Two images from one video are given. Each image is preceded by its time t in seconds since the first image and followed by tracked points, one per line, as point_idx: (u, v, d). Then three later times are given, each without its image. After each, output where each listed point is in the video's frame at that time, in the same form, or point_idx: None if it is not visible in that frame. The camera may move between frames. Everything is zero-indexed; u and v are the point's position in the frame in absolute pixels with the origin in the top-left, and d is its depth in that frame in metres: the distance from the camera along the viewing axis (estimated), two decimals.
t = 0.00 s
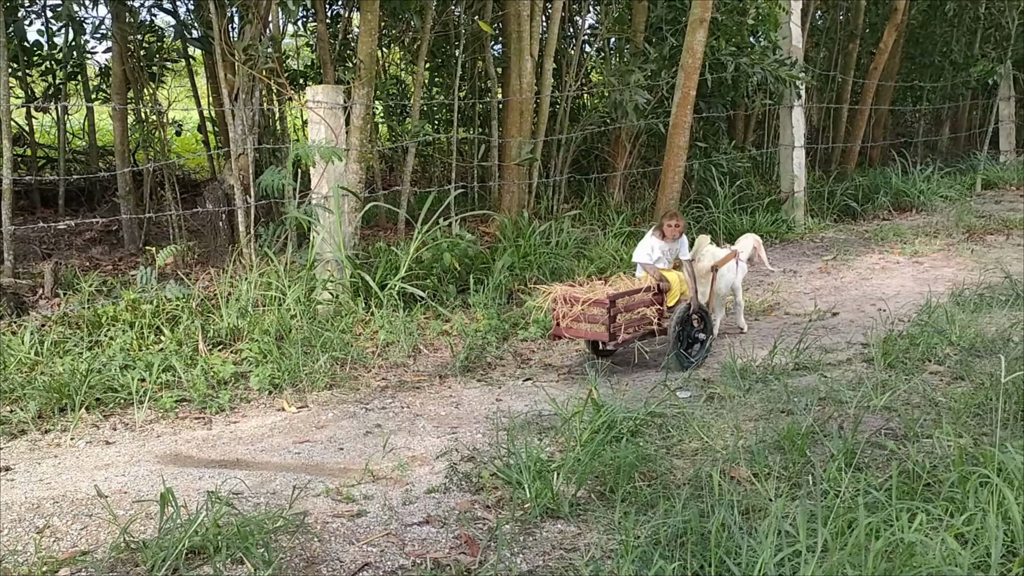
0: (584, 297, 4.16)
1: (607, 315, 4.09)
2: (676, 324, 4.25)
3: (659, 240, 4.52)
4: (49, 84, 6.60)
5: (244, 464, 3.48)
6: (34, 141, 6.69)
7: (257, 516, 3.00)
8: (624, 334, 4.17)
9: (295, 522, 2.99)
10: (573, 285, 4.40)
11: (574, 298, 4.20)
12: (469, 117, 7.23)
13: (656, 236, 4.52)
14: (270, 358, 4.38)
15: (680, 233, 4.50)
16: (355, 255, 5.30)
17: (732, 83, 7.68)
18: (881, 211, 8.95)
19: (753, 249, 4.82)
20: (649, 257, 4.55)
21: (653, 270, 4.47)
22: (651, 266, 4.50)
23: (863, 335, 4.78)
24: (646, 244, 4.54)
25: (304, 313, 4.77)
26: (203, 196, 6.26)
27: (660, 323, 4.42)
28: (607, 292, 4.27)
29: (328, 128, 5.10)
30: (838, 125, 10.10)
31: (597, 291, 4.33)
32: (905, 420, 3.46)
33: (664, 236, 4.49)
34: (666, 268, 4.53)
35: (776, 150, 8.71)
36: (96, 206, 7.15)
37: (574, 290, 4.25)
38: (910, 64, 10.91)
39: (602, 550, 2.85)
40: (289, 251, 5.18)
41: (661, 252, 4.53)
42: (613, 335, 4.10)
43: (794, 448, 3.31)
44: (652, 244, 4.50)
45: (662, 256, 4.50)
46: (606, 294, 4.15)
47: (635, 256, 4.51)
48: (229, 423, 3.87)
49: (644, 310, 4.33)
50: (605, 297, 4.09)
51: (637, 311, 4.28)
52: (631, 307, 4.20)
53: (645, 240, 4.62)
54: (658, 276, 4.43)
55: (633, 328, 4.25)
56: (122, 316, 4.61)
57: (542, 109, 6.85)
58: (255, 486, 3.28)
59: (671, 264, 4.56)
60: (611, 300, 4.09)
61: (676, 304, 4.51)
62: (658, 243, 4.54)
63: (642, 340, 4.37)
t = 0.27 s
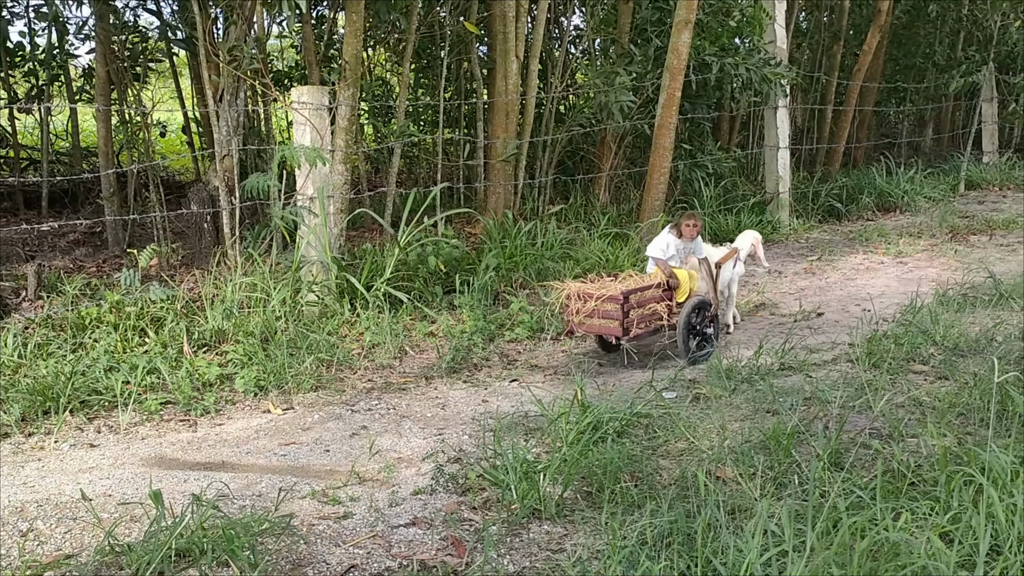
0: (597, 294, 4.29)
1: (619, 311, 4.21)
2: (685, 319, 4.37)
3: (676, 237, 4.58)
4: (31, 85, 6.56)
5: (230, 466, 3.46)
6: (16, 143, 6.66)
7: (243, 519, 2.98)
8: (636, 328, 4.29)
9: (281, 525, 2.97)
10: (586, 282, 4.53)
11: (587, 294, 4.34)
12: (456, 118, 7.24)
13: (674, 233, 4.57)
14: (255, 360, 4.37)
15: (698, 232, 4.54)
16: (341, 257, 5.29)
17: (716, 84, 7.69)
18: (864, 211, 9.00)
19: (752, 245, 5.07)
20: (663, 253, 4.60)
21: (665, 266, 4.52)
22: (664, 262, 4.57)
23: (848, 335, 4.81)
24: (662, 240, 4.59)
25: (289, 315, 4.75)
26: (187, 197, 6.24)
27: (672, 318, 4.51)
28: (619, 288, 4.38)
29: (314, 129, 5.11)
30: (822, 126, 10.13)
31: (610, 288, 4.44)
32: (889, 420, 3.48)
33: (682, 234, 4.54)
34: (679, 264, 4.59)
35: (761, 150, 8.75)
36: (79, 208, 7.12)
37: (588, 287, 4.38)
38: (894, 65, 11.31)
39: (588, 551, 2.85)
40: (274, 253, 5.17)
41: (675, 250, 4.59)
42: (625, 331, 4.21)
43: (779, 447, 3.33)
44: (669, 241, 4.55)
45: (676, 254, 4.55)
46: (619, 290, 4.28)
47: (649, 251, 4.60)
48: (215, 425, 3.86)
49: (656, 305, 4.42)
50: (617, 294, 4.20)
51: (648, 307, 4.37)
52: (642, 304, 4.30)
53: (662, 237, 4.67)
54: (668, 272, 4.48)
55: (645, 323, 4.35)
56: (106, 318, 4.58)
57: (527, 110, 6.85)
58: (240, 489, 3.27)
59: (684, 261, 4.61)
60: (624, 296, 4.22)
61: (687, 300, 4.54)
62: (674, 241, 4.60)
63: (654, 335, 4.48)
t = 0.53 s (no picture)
0: (614, 288, 4.41)
1: (638, 305, 4.33)
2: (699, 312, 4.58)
3: (691, 236, 4.73)
4: (18, 86, 6.53)
5: (218, 469, 3.45)
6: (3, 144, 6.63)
7: (232, 521, 2.96)
8: (653, 321, 4.42)
9: (270, 527, 2.95)
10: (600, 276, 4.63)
11: (604, 288, 4.44)
12: (445, 119, 7.21)
13: (690, 231, 4.72)
14: (243, 362, 4.36)
15: (712, 232, 4.71)
16: (328, 259, 5.26)
17: (704, 85, 7.69)
18: (853, 212, 9.04)
19: (750, 239, 5.00)
20: (677, 249, 4.75)
21: (679, 263, 4.68)
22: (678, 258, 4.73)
23: (836, 335, 4.83)
24: (678, 237, 4.74)
25: (279, 317, 4.74)
26: (175, 199, 6.22)
27: (683, 312, 4.67)
28: (634, 282, 4.50)
29: (302, 130, 5.10)
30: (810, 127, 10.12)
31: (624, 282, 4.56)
32: (877, 420, 3.50)
33: (698, 234, 4.70)
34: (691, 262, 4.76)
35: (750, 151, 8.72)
36: (67, 210, 7.10)
37: (605, 281, 4.48)
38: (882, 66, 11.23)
39: (578, 552, 2.85)
40: (262, 255, 5.16)
41: (689, 247, 4.75)
42: (643, 324, 4.34)
43: (767, 448, 3.33)
44: (685, 239, 4.70)
45: (690, 252, 4.71)
46: (637, 284, 4.40)
47: (664, 246, 4.75)
48: (203, 427, 3.85)
49: (669, 299, 4.56)
50: (636, 287, 4.33)
51: (663, 301, 4.52)
52: (658, 297, 4.44)
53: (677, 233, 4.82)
54: (681, 269, 4.65)
55: (660, 316, 4.50)
56: (94, 320, 4.57)
57: (516, 111, 6.85)
58: (229, 491, 3.26)
59: (696, 259, 4.79)
60: (642, 290, 4.34)
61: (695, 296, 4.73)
62: (689, 239, 4.75)
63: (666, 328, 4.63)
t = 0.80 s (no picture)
0: (634, 281, 4.59)
1: (657, 297, 4.51)
2: (713, 308, 4.68)
3: (708, 232, 4.87)
4: (7, 87, 6.50)
5: (208, 471, 3.45)
6: None
7: (223, 523, 2.95)
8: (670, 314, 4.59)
9: (261, 529, 2.94)
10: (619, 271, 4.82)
11: (624, 282, 4.62)
12: (435, 120, 7.21)
13: (706, 228, 4.85)
14: (234, 364, 4.35)
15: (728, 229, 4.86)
16: (320, 259, 5.28)
17: (695, 86, 7.71)
18: (843, 212, 9.07)
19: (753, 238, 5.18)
20: (694, 246, 4.88)
21: (695, 258, 4.81)
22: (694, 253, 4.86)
23: (827, 336, 4.84)
24: (694, 233, 4.87)
25: (269, 318, 4.74)
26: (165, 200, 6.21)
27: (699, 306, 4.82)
28: (652, 276, 4.68)
29: (293, 131, 5.08)
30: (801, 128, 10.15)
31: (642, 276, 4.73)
32: (868, 420, 3.51)
33: (714, 231, 4.83)
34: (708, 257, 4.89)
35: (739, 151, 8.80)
36: (57, 211, 7.08)
37: (624, 275, 4.66)
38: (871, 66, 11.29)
39: (569, 552, 2.85)
40: (253, 256, 5.16)
41: (706, 244, 4.88)
42: (661, 316, 4.51)
43: (758, 448, 3.34)
44: (701, 235, 4.83)
45: (707, 248, 4.84)
46: (655, 278, 4.58)
47: (682, 241, 4.86)
48: (194, 429, 3.84)
49: (685, 293, 4.73)
50: (654, 280, 4.50)
51: (679, 294, 4.68)
52: (675, 290, 4.62)
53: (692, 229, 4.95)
54: (697, 264, 4.80)
55: (677, 310, 4.66)
56: (84, 322, 4.55)
57: (507, 112, 6.86)
58: (219, 493, 3.25)
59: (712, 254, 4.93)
60: (660, 283, 4.52)
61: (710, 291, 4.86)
62: (706, 235, 4.88)
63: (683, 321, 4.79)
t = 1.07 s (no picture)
0: (648, 277, 4.78)
1: (670, 293, 4.69)
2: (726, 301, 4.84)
3: (717, 227, 5.05)
4: None
5: (200, 472, 3.44)
6: None
7: (215, 524, 2.94)
8: (684, 308, 4.77)
9: (254, 530, 2.94)
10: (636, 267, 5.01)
11: (639, 278, 4.81)
12: (428, 120, 7.23)
13: (715, 223, 5.03)
14: (227, 364, 4.34)
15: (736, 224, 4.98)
16: (312, 260, 5.28)
17: (688, 87, 7.71)
18: (836, 212, 9.09)
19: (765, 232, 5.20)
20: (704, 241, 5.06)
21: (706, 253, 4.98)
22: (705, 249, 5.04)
23: (819, 335, 4.85)
24: (704, 229, 5.05)
25: (262, 318, 4.73)
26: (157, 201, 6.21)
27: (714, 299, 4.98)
28: (667, 272, 4.85)
29: (285, 131, 5.08)
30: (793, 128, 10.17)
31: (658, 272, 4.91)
32: (860, 419, 3.51)
33: (723, 225, 5.01)
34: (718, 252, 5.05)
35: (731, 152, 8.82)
36: (48, 212, 7.07)
37: (640, 271, 4.85)
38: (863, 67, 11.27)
39: (562, 552, 2.84)
40: (245, 256, 5.16)
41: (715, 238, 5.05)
42: (675, 310, 4.68)
43: (750, 447, 3.34)
44: (710, 230, 5.01)
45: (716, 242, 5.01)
46: (669, 274, 4.76)
47: (693, 239, 5.05)
48: (186, 430, 3.83)
49: (699, 287, 4.89)
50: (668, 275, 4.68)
51: (694, 289, 4.85)
52: (689, 285, 4.78)
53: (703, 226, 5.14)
54: (709, 258, 4.95)
55: (692, 303, 4.83)
56: (76, 323, 4.54)
57: (500, 113, 6.86)
58: (212, 494, 3.25)
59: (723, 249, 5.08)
60: (674, 279, 4.70)
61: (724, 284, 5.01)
62: (715, 230, 5.06)
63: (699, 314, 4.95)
